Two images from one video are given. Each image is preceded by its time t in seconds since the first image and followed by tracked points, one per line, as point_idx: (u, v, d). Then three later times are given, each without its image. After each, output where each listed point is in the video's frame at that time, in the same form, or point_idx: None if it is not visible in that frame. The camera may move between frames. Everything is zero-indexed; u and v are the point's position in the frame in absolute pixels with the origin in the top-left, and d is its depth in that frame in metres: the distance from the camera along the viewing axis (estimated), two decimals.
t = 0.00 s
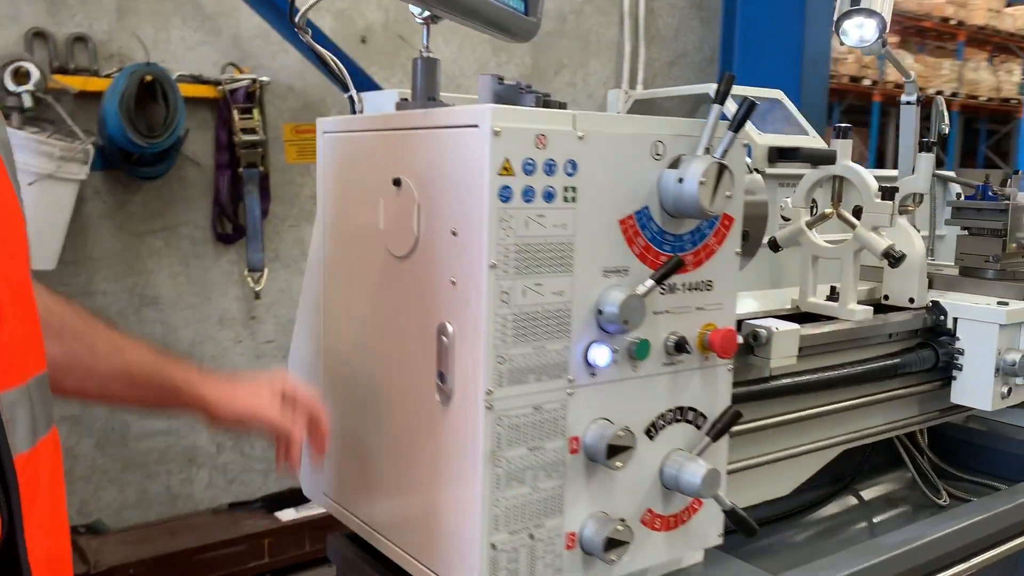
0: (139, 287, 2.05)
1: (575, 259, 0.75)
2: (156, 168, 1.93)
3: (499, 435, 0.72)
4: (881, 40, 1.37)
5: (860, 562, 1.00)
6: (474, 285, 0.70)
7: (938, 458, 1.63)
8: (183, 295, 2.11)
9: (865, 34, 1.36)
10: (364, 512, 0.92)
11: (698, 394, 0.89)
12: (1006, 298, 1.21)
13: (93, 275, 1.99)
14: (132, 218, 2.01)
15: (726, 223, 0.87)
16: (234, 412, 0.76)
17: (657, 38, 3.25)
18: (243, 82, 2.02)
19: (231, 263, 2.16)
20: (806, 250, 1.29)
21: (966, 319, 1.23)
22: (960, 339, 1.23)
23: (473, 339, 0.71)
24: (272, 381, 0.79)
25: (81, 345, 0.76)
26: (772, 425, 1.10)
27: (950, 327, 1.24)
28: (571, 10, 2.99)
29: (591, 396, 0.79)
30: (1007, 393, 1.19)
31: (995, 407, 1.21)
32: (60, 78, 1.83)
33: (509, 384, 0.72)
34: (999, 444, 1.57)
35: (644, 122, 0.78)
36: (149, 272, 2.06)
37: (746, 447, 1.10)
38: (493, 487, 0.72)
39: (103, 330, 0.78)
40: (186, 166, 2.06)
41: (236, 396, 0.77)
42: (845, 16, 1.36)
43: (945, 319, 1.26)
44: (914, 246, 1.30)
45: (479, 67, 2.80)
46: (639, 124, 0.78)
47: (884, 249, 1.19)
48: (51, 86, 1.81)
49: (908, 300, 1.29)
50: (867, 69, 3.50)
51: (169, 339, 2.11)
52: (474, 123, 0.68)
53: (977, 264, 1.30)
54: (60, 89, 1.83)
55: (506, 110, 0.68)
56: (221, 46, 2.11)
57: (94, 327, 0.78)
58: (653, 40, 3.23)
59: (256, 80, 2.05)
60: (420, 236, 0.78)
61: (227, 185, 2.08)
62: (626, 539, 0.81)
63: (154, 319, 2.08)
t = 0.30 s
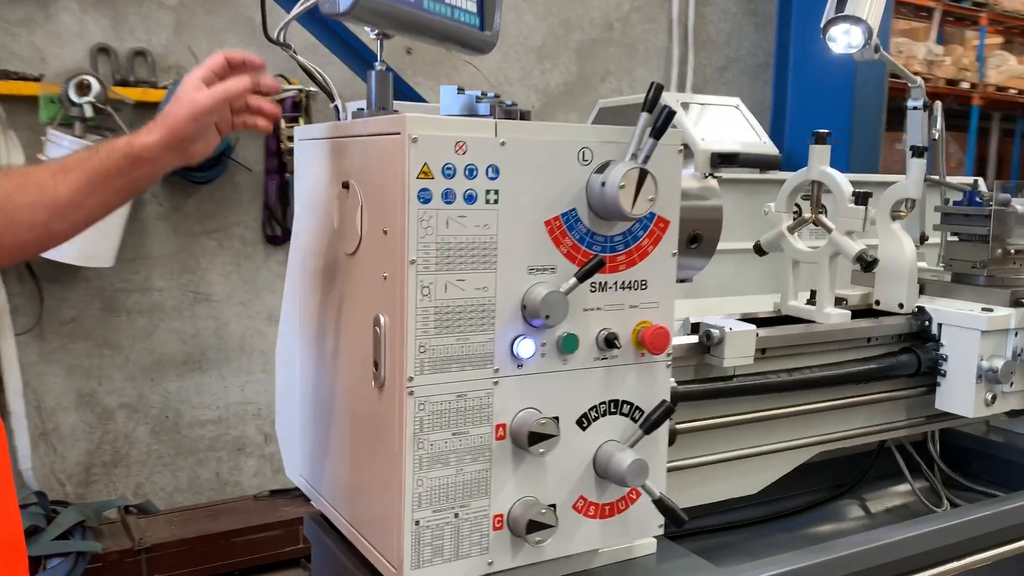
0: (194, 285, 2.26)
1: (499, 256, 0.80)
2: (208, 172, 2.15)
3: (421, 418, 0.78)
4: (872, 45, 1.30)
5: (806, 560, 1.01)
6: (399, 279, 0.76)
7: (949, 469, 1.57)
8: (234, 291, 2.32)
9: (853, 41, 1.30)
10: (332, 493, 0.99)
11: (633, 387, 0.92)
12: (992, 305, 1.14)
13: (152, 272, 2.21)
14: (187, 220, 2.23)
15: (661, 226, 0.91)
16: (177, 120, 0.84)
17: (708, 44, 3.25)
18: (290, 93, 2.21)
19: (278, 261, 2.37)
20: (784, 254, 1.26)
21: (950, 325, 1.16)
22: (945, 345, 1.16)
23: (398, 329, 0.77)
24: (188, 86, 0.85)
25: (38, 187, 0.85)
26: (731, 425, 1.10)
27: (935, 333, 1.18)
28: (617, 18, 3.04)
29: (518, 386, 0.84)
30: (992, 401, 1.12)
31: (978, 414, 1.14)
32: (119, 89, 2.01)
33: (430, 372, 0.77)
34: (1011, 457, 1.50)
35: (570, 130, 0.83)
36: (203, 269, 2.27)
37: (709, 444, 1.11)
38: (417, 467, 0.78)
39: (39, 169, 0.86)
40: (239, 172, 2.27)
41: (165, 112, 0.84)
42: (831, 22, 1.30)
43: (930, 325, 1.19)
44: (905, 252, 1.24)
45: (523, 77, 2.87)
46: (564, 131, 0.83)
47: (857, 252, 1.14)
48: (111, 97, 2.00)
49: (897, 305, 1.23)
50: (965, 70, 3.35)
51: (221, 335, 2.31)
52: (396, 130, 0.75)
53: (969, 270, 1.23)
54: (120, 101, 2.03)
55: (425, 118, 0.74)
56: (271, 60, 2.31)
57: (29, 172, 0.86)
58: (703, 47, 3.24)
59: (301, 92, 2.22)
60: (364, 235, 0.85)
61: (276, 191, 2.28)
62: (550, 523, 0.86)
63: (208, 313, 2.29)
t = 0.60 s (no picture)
0: (257, 300, 2.37)
1: (474, 274, 0.87)
2: (267, 193, 2.22)
3: (404, 422, 0.86)
4: (877, 65, 1.28)
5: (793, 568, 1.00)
6: (382, 296, 0.84)
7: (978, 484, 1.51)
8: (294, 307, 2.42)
9: (856, 63, 1.28)
10: (344, 492, 1.08)
11: (611, 397, 0.97)
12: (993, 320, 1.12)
13: (218, 289, 2.32)
14: (250, 240, 2.34)
15: (636, 245, 0.97)
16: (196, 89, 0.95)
17: (761, 61, 3.11)
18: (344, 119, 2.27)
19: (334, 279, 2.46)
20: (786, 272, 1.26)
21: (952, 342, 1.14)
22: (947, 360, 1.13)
23: (382, 340, 0.85)
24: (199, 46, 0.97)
25: (108, 185, 0.99)
26: (722, 435, 1.12)
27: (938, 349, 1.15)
28: (667, 38, 2.95)
29: (496, 394, 0.91)
30: (996, 415, 1.10)
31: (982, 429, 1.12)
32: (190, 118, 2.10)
33: (411, 380, 0.85)
34: None
35: (542, 158, 0.90)
36: (265, 286, 2.38)
37: (700, 454, 1.13)
38: (400, 466, 0.86)
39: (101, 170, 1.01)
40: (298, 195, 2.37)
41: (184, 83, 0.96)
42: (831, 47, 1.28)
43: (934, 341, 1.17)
44: (911, 269, 1.22)
45: (572, 99, 2.82)
46: (537, 160, 0.90)
47: (852, 270, 1.13)
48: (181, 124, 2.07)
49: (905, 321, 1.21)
50: None
51: (283, 347, 2.42)
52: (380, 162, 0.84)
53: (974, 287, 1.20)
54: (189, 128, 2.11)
55: (404, 151, 0.82)
56: (329, 86, 2.33)
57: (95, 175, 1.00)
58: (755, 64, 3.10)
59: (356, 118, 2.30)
60: (361, 256, 0.94)
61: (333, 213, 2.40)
62: (526, 521, 0.92)
63: (270, 328, 2.40)
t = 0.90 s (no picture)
0: (314, 320, 2.41)
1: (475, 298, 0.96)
2: (323, 223, 2.29)
3: (411, 433, 0.94)
4: (886, 91, 1.28)
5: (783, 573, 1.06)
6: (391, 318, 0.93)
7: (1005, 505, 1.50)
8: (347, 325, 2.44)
9: (864, 91, 1.29)
10: (368, 499, 1.17)
11: (609, 412, 1.03)
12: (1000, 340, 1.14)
13: (279, 311, 2.37)
14: (309, 263, 2.39)
15: (630, 270, 1.03)
16: (265, 103, 1.02)
17: (808, 82, 2.99)
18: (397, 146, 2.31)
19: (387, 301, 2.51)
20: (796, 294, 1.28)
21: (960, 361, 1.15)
22: (954, 380, 1.16)
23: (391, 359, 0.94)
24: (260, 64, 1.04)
25: (189, 198, 1.06)
26: (726, 450, 1.16)
27: (946, 368, 1.17)
28: (712, 62, 2.87)
29: (498, 409, 0.98)
30: (1004, 434, 1.12)
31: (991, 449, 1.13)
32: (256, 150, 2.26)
33: (417, 395, 0.94)
34: None
35: (539, 191, 0.99)
36: (322, 308, 2.42)
37: (700, 468, 1.17)
38: (408, 474, 0.94)
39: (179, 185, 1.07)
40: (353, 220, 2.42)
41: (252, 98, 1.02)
42: (839, 76, 1.30)
43: (942, 360, 1.19)
44: (923, 289, 1.23)
45: (617, 124, 2.78)
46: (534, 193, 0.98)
47: (855, 291, 1.15)
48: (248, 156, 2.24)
49: (916, 340, 1.22)
50: None
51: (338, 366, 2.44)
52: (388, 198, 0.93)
53: (981, 308, 1.26)
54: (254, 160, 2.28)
55: (408, 188, 0.92)
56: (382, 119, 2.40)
57: (175, 190, 1.07)
58: (803, 85, 2.99)
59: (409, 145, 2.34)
60: (376, 281, 1.04)
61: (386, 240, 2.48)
62: (526, 527, 0.99)
63: (327, 347, 2.43)
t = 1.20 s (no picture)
0: (359, 336, 2.52)
1: (477, 326, 1.03)
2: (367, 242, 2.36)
3: (417, 451, 1.01)
4: (894, 121, 1.30)
5: None
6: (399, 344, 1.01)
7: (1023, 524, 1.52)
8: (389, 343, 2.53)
9: (871, 120, 1.29)
10: (385, 510, 1.25)
11: (607, 434, 1.09)
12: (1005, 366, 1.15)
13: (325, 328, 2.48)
14: (353, 281, 2.48)
15: (627, 299, 1.08)
16: (297, 126, 1.07)
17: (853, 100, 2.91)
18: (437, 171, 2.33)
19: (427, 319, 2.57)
20: (802, 319, 1.30)
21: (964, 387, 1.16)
22: (959, 405, 1.17)
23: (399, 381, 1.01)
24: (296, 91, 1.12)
25: (215, 208, 1.11)
26: (727, 471, 1.19)
27: (951, 394, 1.18)
28: (753, 82, 2.81)
29: (499, 430, 1.05)
30: (1008, 459, 1.13)
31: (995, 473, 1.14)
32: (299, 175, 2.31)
33: (422, 416, 1.01)
34: None
35: (539, 226, 1.05)
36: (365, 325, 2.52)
37: (700, 487, 1.21)
38: (414, 490, 1.01)
39: (208, 193, 1.13)
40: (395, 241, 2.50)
41: (286, 120, 1.08)
42: (847, 105, 1.31)
43: (948, 386, 1.19)
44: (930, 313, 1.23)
45: (656, 143, 2.72)
46: (534, 228, 1.05)
47: (856, 317, 1.17)
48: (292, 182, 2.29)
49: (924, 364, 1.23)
50: None
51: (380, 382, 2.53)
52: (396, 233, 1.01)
53: (986, 334, 1.32)
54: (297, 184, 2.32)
55: (414, 224, 1.00)
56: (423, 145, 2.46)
57: (203, 198, 1.12)
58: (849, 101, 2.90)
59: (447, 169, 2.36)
60: (389, 309, 1.12)
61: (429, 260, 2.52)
62: (526, 542, 1.04)
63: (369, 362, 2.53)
